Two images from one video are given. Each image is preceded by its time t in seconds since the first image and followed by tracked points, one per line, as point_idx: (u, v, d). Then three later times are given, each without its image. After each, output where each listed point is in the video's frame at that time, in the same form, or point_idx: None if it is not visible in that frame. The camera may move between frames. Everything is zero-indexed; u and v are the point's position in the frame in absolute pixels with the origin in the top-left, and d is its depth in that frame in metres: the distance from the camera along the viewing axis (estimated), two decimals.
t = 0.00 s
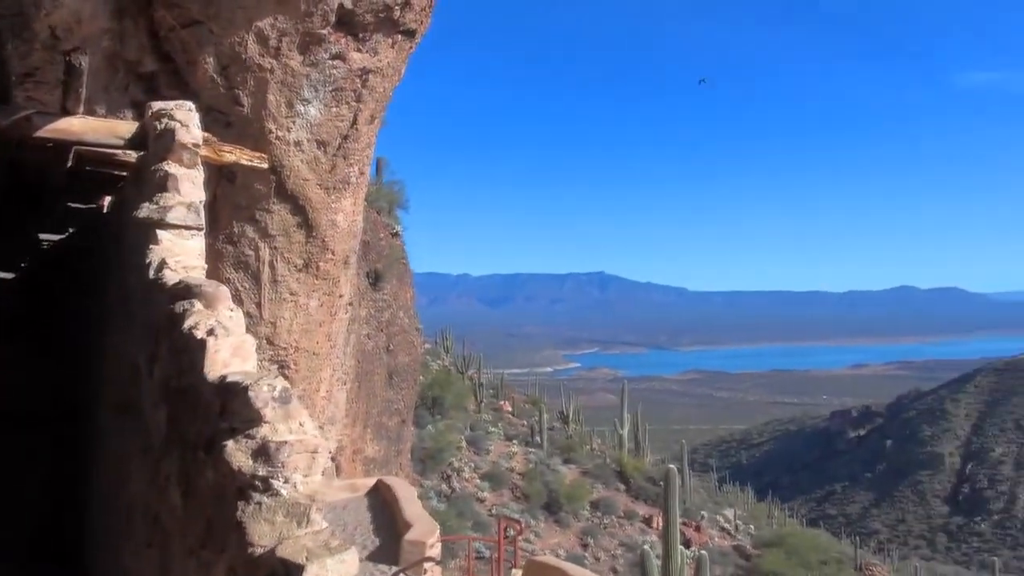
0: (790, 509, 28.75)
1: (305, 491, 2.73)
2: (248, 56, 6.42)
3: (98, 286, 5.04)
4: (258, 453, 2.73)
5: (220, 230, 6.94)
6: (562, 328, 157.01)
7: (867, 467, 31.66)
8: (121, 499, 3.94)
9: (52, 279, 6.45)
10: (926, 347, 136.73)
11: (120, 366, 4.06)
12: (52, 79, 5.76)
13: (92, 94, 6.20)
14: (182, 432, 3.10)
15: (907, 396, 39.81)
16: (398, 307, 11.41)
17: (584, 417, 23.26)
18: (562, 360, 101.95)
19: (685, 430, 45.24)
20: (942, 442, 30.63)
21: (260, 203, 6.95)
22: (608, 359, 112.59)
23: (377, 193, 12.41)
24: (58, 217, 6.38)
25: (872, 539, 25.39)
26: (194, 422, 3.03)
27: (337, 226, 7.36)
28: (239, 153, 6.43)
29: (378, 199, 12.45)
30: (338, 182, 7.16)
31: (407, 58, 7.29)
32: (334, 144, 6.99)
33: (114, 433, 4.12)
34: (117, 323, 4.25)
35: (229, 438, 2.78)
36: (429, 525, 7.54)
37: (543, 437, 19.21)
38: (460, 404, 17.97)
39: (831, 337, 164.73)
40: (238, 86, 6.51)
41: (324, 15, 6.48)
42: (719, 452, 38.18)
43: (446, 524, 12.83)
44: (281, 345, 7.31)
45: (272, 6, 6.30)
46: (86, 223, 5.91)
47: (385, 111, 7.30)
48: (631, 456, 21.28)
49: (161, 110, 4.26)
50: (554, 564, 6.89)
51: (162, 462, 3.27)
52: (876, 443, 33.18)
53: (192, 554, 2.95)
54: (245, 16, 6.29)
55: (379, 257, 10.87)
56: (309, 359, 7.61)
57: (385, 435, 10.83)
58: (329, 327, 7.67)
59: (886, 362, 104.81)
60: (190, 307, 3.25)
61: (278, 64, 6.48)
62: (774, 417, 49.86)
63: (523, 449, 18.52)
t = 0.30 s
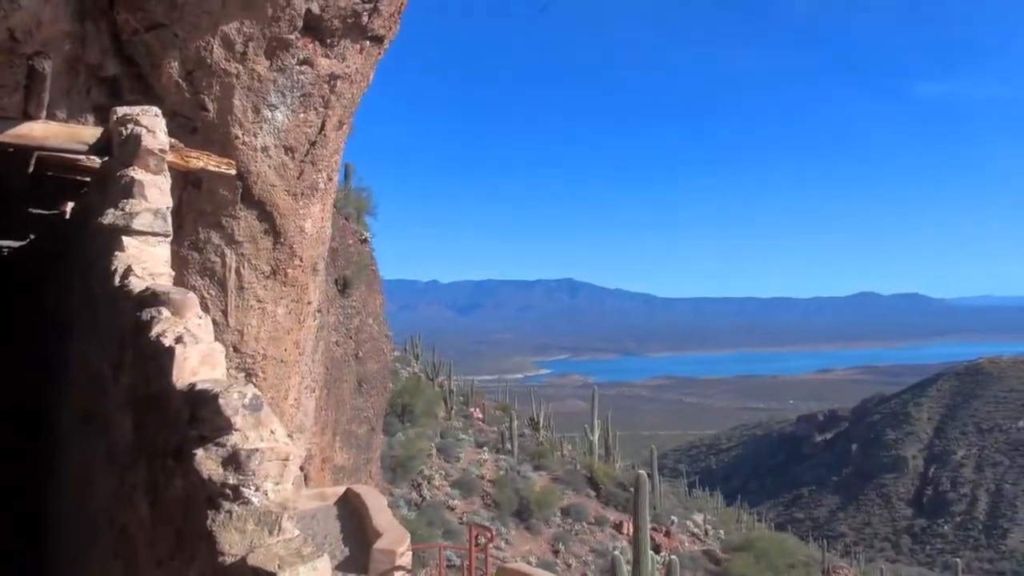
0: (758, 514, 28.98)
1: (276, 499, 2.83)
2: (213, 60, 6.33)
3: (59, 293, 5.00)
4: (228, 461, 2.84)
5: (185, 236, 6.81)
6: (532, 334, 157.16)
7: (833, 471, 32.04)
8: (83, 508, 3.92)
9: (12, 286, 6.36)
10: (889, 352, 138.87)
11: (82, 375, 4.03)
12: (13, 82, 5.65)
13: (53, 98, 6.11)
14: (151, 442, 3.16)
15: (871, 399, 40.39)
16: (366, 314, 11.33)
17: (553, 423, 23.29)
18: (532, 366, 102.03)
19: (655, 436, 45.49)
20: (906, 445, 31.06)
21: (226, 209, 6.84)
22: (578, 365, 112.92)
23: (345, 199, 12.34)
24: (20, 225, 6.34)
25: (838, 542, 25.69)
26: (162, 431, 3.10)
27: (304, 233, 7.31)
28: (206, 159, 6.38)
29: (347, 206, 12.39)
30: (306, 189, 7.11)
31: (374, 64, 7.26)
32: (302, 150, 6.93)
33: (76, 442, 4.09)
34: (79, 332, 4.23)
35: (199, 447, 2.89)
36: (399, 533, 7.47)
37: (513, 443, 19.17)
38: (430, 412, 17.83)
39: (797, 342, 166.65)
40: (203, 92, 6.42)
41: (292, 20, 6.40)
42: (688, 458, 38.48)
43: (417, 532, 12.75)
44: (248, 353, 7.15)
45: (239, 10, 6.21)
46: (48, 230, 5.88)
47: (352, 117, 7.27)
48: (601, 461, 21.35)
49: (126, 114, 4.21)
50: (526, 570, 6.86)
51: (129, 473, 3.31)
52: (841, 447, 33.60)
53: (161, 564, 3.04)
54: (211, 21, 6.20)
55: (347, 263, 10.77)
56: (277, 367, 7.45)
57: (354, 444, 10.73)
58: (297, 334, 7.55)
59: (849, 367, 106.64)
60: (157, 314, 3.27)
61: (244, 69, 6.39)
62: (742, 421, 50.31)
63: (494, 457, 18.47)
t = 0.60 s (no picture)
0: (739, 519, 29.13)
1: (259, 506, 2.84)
2: (194, 66, 6.29)
3: (37, 299, 4.96)
4: (211, 468, 2.84)
5: (165, 243, 6.75)
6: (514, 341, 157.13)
7: (813, 476, 32.23)
8: (62, 515, 3.89)
9: None
10: (867, 358, 139.97)
11: (62, 382, 4.00)
12: None
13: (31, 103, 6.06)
14: (132, 449, 3.16)
15: (850, 405, 40.72)
16: (348, 321, 11.27)
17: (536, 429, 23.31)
18: (515, 373, 101.97)
19: (637, 442, 45.60)
20: (885, 450, 31.31)
21: (207, 215, 6.79)
22: (559, 371, 113.07)
23: (327, 205, 12.31)
24: None
25: (818, 547, 25.82)
26: (145, 439, 3.09)
27: (286, 239, 7.26)
28: (187, 165, 6.33)
29: (329, 212, 12.35)
30: (287, 195, 7.08)
31: (356, 70, 7.24)
32: (283, 156, 6.90)
33: (55, 449, 4.06)
34: (59, 338, 4.20)
35: (182, 454, 2.90)
36: (380, 540, 7.41)
37: (495, 450, 19.16)
38: (413, 418, 17.75)
39: (777, 349, 167.66)
40: (184, 97, 6.38)
41: (274, 26, 6.37)
42: (669, 464, 38.63)
43: (399, 540, 12.70)
44: (228, 360, 7.07)
45: (220, 15, 6.19)
46: (25, 236, 5.81)
47: (334, 123, 7.25)
48: (583, 468, 21.39)
49: (107, 120, 4.19)
50: None
51: (109, 481, 3.30)
52: (821, 452, 33.82)
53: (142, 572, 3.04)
54: (192, 26, 6.17)
55: (329, 270, 10.73)
56: (257, 374, 7.36)
57: (336, 451, 10.67)
58: (278, 341, 7.49)
59: (828, 373, 107.55)
60: (139, 321, 3.28)
61: (226, 75, 6.36)
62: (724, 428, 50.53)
63: (476, 463, 18.45)
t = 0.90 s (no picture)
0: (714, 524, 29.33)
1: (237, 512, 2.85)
2: (169, 69, 6.26)
3: (9, 303, 4.89)
4: (187, 476, 2.83)
5: (138, 247, 6.69)
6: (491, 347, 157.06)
7: (787, 481, 32.50)
8: (33, 522, 3.83)
9: None
10: (840, 363, 141.22)
11: (33, 387, 3.95)
12: None
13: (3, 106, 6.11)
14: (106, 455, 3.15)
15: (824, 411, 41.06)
16: (325, 326, 11.16)
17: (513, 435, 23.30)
18: (492, 379, 101.93)
19: (613, 447, 45.74)
20: (857, 455, 31.60)
21: (182, 219, 6.71)
22: (537, 377, 113.16)
23: (304, 210, 12.24)
24: None
25: (792, 551, 26.02)
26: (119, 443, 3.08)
27: (262, 245, 7.15)
28: (163, 169, 6.32)
29: (306, 217, 12.27)
30: (264, 201, 6.98)
31: (335, 75, 7.16)
32: (259, 160, 6.80)
33: (26, 456, 4.00)
34: (30, 343, 4.15)
35: (157, 461, 2.89)
36: (356, 548, 7.33)
37: (472, 456, 19.12)
38: (389, 424, 17.61)
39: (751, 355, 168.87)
40: (159, 100, 6.34)
41: (250, 30, 6.32)
42: (645, 469, 38.84)
43: (375, 547, 12.62)
44: (202, 366, 6.97)
45: (196, 19, 6.18)
46: None
47: (312, 127, 7.14)
48: (560, 473, 21.42)
49: (81, 123, 4.15)
50: None
51: (82, 487, 3.27)
52: (795, 457, 34.12)
53: None
54: (167, 29, 6.17)
55: (305, 275, 10.65)
56: (231, 381, 7.29)
57: (311, 458, 10.57)
58: (254, 347, 7.39)
59: (802, 379, 108.53)
60: (114, 326, 3.26)
61: (202, 79, 6.31)
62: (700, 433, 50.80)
63: (453, 469, 18.41)
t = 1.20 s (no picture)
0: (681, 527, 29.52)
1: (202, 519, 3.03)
2: (135, 70, 6.20)
3: None
4: (152, 483, 3.03)
5: (102, 251, 6.58)
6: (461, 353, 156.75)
7: (753, 484, 32.80)
8: None
9: None
10: (807, 368, 142.77)
11: None
12: None
13: None
14: (70, 463, 3.31)
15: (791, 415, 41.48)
16: (293, 331, 11.00)
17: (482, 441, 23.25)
18: (461, 385, 101.66)
19: (582, 452, 45.85)
20: (822, 458, 31.97)
21: (147, 223, 6.60)
22: (506, 383, 113.09)
23: (271, 214, 12.13)
24: None
25: (758, 554, 26.24)
26: (81, 447, 3.25)
27: (230, 249, 7.06)
28: (128, 169, 6.35)
29: (274, 221, 12.17)
30: (231, 205, 6.89)
31: (305, 79, 7.10)
32: (226, 164, 6.71)
33: None
34: None
35: (121, 468, 3.09)
36: (324, 554, 7.27)
37: (441, 462, 19.05)
38: (357, 430, 17.48)
39: (718, 360, 170.32)
40: (124, 101, 6.27)
41: (218, 32, 6.25)
42: (614, 474, 39.00)
43: (343, 554, 12.49)
44: (167, 372, 6.84)
45: (163, 19, 6.11)
46: None
47: (281, 131, 7.06)
48: (529, 479, 21.41)
49: (44, 124, 4.09)
50: None
51: (44, 494, 3.40)
52: (761, 461, 34.46)
53: None
54: (133, 29, 6.12)
55: (273, 279, 10.54)
56: (197, 386, 7.16)
57: (278, 464, 10.41)
58: (220, 352, 7.28)
59: (769, 383, 109.63)
60: (76, 331, 3.37)
61: (167, 81, 6.23)
62: (668, 437, 51.06)
63: (421, 475, 18.33)
